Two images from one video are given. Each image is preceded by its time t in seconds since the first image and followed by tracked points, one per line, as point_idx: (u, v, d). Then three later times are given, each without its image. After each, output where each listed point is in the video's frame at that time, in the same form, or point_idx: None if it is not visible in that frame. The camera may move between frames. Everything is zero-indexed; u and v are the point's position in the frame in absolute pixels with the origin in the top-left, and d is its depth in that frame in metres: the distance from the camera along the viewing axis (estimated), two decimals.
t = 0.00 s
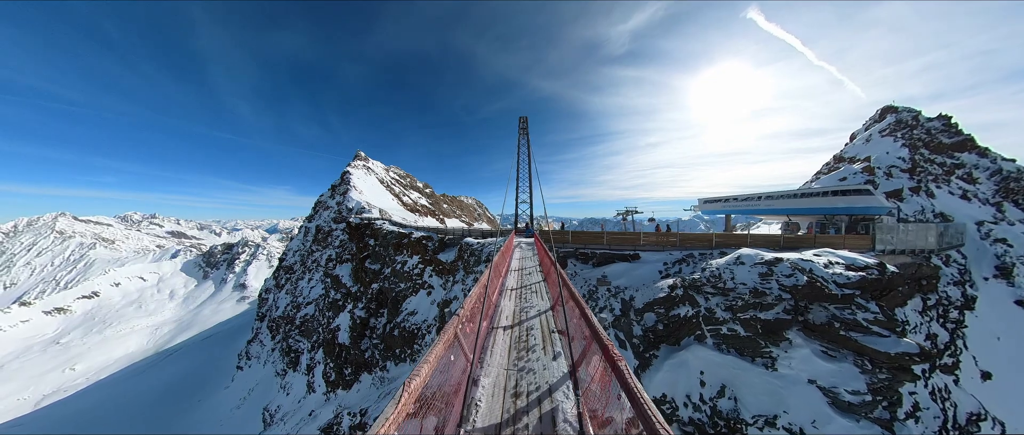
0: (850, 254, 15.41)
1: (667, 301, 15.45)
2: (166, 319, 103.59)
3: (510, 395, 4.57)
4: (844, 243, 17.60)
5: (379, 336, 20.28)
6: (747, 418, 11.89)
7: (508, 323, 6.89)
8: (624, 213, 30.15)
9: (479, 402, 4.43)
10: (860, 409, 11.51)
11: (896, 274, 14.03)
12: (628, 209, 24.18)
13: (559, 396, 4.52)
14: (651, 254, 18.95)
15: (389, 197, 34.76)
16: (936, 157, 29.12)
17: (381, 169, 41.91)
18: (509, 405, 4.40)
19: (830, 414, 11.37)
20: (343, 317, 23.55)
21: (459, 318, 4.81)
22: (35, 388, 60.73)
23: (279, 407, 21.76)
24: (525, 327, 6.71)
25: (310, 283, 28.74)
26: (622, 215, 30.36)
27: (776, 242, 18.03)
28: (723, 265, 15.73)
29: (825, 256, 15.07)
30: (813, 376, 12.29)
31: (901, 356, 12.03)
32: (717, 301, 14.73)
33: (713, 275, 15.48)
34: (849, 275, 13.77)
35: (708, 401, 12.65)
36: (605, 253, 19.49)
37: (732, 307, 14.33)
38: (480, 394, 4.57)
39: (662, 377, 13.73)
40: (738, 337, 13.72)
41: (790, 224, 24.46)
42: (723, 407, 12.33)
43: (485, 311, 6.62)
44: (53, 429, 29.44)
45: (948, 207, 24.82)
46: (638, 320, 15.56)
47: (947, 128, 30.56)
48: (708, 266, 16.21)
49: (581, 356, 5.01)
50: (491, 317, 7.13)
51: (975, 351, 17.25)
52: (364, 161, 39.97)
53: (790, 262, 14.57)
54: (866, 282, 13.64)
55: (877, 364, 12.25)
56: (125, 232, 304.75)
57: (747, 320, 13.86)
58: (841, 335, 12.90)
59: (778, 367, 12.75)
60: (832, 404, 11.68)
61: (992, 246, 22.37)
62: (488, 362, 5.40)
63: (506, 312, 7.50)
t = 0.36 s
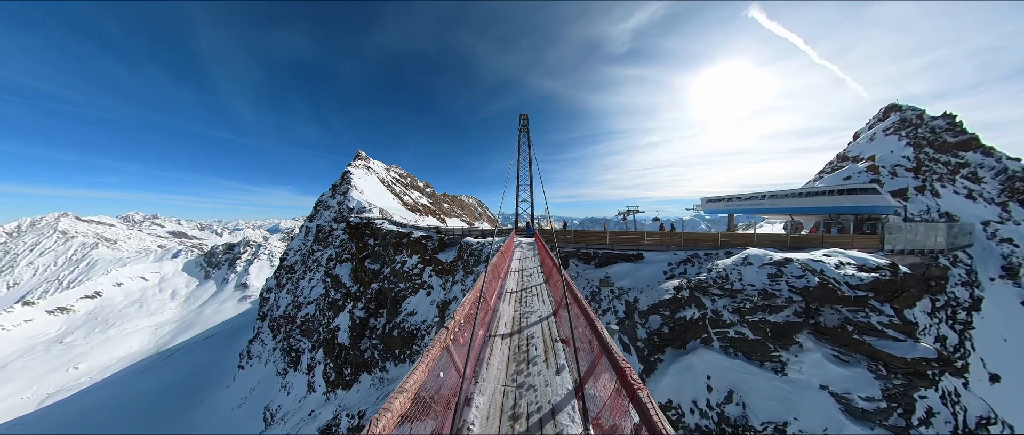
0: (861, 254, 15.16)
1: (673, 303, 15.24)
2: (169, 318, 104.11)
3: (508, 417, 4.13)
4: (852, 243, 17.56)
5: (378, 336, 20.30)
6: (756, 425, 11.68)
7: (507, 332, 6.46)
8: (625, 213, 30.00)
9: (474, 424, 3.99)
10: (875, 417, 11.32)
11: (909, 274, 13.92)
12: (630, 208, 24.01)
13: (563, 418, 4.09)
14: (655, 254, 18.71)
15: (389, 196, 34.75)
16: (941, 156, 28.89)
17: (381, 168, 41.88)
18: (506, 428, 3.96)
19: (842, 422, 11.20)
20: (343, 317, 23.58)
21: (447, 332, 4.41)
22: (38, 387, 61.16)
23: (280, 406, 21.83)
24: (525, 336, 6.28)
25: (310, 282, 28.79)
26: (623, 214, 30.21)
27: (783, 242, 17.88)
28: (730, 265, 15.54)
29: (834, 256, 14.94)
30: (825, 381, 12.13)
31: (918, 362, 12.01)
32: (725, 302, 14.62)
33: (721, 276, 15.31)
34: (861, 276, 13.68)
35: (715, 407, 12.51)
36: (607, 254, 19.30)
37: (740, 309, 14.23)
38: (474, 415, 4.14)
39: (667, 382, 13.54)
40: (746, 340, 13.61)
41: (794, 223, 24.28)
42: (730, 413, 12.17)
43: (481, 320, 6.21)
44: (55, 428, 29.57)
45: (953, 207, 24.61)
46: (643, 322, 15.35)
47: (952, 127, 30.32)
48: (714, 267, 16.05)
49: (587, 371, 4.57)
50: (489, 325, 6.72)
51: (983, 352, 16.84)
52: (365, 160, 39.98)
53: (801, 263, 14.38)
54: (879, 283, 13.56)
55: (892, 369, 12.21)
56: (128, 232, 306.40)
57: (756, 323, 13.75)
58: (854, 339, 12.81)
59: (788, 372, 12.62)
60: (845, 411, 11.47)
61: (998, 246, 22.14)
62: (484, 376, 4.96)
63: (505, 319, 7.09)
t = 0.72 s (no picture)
0: (873, 254, 15.02)
1: (679, 306, 15.06)
2: (171, 320, 104.60)
3: None
4: (862, 242, 17.52)
5: (378, 338, 20.31)
6: (767, 432, 11.45)
7: (509, 344, 6.29)
8: (626, 212, 29.93)
9: None
10: (891, 423, 11.14)
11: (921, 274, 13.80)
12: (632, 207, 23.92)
13: None
14: (659, 255, 18.57)
15: (390, 197, 34.78)
16: (945, 153, 28.73)
17: (381, 169, 41.98)
18: None
19: (857, 428, 10.92)
20: (343, 318, 23.62)
21: (443, 353, 4.23)
22: (44, 388, 61.68)
23: (282, 407, 21.86)
24: (529, 348, 6.10)
25: (311, 284, 28.86)
26: (624, 214, 30.14)
27: (791, 242, 17.82)
28: (739, 266, 15.46)
29: (844, 256, 14.76)
30: (839, 386, 11.90)
31: (934, 366, 11.93)
32: (734, 304, 14.48)
33: (728, 278, 15.19)
34: (877, 278, 13.47)
35: (723, 413, 12.26)
36: (610, 254, 19.17)
37: (748, 312, 14.11)
38: None
39: (674, 387, 13.31)
40: (755, 344, 13.46)
41: (798, 222, 24.16)
42: (740, 420, 11.94)
43: (481, 332, 6.05)
44: (59, 431, 29.69)
45: (958, 204, 24.47)
46: (648, 325, 15.18)
47: (956, 123, 30.16)
48: (721, 267, 15.95)
49: (599, 392, 4.32)
50: (489, 336, 6.56)
51: (991, 352, 16.64)
52: (365, 161, 40.03)
53: (812, 264, 14.26)
54: (893, 284, 13.41)
55: (909, 374, 12.03)
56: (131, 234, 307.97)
57: (766, 326, 13.60)
58: (868, 342, 12.67)
59: (799, 376, 12.42)
60: (860, 418, 11.25)
61: (1005, 243, 21.93)
62: (483, 394, 4.77)
63: (506, 329, 6.93)
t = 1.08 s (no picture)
0: (886, 254, 14.88)
1: (687, 310, 14.60)
2: (172, 321, 104.95)
3: None
4: (872, 242, 17.37)
5: (378, 340, 20.26)
6: None
7: (510, 359, 5.60)
8: (627, 212, 29.80)
9: None
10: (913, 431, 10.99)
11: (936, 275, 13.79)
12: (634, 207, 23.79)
13: None
14: (664, 256, 18.38)
15: (390, 198, 34.76)
16: (949, 150, 28.55)
17: (381, 169, 42.00)
18: None
19: None
20: (343, 320, 23.60)
21: (431, 378, 3.59)
22: (46, 390, 61.87)
23: (282, 409, 21.81)
24: (532, 365, 5.44)
25: (311, 285, 28.86)
26: (625, 214, 30.02)
27: (799, 242, 17.71)
28: (748, 267, 15.31)
29: (857, 256, 14.71)
30: (855, 393, 11.73)
31: (957, 373, 11.73)
32: (743, 307, 14.31)
33: (737, 279, 15.05)
34: (893, 280, 13.36)
35: (734, 421, 11.98)
36: (615, 255, 18.99)
37: (757, 315, 13.96)
38: None
39: (682, 394, 12.90)
40: (766, 348, 13.28)
41: (803, 221, 24.04)
42: (751, 427, 11.70)
43: (478, 346, 5.37)
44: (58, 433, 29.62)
45: (964, 202, 24.29)
46: (654, 331, 14.57)
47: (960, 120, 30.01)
48: (730, 269, 15.78)
49: (617, 419, 3.69)
50: (487, 349, 5.90)
51: (1001, 352, 16.43)
52: (365, 162, 40.02)
53: (826, 264, 14.15)
54: (910, 286, 13.32)
55: (928, 380, 11.87)
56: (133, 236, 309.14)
57: (778, 330, 13.42)
58: (885, 346, 12.52)
59: (813, 383, 12.27)
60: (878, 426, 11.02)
61: (1013, 241, 21.71)
62: (479, 423, 4.10)
63: (506, 341, 6.25)
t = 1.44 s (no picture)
0: (898, 258, 14.72)
1: (693, 314, 14.51)
2: (174, 319, 105.60)
3: None
4: (881, 244, 17.23)
5: (376, 340, 20.27)
6: None
7: (505, 374, 5.02)
8: (629, 212, 29.64)
9: None
10: None
11: (950, 279, 13.56)
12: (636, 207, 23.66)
13: None
14: (668, 257, 18.17)
15: (391, 197, 34.80)
16: (955, 152, 28.30)
17: (381, 168, 42.03)
18: None
19: None
20: (341, 319, 23.63)
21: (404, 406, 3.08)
22: (49, 386, 62.36)
23: (282, 407, 21.87)
24: (530, 381, 4.86)
25: (312, 283, 28.93)
26: (626, 214, 29.87)
27: (807, 243, 17.58)
28: (758, 270, 15.22)
29: (870, 259, 14.59)
30: (868, 403, 11.48)
31: (979, 383, 11.46)
32: (751, 311, 14.21)
33: (745, 281, 15.04)
34: (907, 286, 13.18)
35: (743, 431, 11.69)
36: (617, 256, 18.84)
37: (766, 319, 13.80)
38: None
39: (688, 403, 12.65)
40: (771, 354, 13.19)
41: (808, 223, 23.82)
42: None
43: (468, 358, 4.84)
44: (61, 429, 29.90)
45: (971, 204, 24.05)
46: (659, 335, 14.39)
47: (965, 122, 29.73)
48: (738, 271, 15.72)
49: None
50: (479, 361, 5.33)
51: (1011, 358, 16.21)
52: (366, 161, 40.05)
53: (840, 267, 14.00)
54: (927, 291, 13.06)
55: (947, 390, 11.62)
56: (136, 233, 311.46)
57: (786, 336, 13.28)
58: (903, 354, 12.34)
59: (825, 391, 12.07)
60: None
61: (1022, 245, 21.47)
62: None
63: (501, 352, 5.68)
